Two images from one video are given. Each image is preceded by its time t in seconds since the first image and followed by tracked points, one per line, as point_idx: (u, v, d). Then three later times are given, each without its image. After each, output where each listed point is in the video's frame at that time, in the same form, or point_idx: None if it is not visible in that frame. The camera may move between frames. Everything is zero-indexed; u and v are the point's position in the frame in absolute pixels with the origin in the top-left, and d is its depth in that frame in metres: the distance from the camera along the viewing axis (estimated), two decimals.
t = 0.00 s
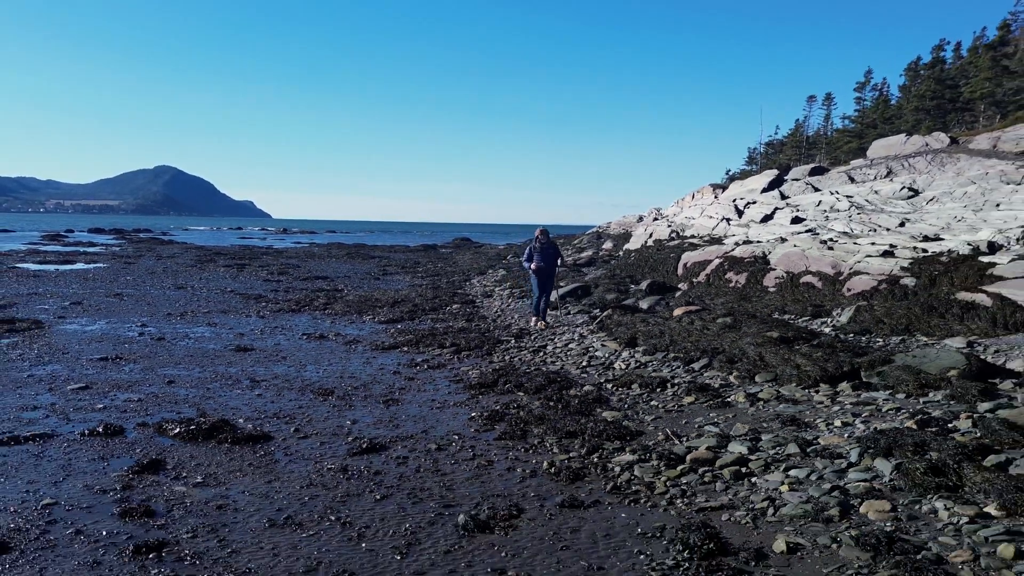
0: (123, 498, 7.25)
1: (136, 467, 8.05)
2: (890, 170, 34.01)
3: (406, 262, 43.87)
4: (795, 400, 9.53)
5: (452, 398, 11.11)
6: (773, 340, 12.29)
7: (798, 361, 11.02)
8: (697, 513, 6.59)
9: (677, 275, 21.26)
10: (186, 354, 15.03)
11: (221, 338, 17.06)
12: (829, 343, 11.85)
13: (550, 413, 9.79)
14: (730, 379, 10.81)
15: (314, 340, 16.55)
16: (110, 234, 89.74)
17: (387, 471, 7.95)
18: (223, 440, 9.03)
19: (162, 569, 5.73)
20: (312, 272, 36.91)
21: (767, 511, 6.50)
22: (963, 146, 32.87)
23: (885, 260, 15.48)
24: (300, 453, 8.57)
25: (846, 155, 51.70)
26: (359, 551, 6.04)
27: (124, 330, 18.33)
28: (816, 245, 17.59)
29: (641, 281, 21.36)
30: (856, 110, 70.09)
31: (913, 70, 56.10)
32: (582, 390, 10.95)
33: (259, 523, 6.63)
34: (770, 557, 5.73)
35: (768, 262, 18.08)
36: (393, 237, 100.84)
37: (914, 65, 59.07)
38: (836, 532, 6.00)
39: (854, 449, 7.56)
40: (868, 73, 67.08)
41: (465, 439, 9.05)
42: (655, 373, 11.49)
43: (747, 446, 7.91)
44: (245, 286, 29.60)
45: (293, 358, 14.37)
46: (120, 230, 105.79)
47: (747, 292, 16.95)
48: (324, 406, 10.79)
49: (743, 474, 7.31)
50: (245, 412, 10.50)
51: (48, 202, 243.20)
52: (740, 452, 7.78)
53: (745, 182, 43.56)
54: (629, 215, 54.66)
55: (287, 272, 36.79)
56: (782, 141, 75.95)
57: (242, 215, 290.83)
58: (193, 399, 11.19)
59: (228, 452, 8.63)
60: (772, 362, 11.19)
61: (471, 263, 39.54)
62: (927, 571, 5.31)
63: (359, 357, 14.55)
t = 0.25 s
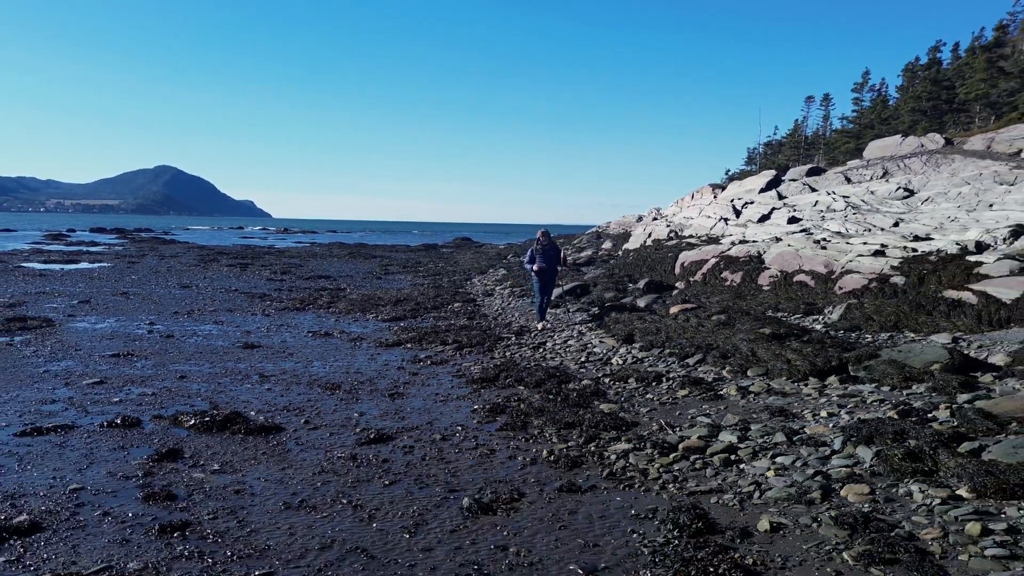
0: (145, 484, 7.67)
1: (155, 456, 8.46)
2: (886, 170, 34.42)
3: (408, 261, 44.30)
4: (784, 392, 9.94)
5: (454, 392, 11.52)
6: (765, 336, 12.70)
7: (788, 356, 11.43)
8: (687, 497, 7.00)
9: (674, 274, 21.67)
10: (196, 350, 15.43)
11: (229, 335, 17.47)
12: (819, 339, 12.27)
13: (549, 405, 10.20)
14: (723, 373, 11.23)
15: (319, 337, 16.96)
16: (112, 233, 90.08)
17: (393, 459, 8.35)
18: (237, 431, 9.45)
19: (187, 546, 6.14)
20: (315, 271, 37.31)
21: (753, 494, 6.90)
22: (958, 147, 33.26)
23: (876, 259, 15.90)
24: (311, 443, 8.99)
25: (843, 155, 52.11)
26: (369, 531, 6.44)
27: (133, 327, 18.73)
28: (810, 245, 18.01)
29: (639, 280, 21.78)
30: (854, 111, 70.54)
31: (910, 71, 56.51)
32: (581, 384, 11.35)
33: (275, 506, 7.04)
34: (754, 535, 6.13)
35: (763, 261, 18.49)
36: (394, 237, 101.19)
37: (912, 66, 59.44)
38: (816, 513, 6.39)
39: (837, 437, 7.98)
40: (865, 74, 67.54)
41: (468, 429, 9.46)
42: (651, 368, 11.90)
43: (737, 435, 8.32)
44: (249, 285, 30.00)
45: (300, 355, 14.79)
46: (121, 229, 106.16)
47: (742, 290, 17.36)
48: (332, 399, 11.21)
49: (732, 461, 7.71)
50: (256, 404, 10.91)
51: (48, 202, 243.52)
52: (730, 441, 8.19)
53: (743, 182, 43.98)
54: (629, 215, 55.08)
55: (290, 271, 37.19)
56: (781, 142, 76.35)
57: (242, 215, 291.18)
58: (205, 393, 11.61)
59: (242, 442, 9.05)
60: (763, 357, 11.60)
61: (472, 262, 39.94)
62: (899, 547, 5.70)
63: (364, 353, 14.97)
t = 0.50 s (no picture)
0: (168, 468, 8.12)
1: (176, 443, 8.91)
2: (881, 170, 34.88)
3: (409, 260, 44.78)
4: (773, 384, 10.40)
5: (458, 386, 11.98)
6: (757, 332, 13.16)
7: (779, 350, 11.89)
8: (678, 479, 7.44)
9: (672, 272, 22.13)
10: (206, 346, 15.89)
11: (237, 332, 17.93)
12: (809, 335, 12.72)
13: (549, 397, 10.66)
14: (716, 367, 11.68)
15: (325, 334, 17.42)
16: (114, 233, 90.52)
17: (401, 446, 8.81)
18: (251, 421, 9.90)
19: (212, 523, 6.60)
20: (318, 270, 37.79)
21: (740, 477, 7.36)
22: (953, 148, 33.69)
23: (867, 258, 16.35)
24: (323, 432, 9.46)
25: (841, 155, 52.51)
26: (381, 509, 6.90)
27: (143, 325, 19.19)
28: (803, 244, 18.46)
29: (637, 279, 22.24)
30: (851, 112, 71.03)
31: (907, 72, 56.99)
32: (579, 378, 11.81)
33: (291, 488, 7.49)
34: (740, 512, 6.57)
35: (757, 260, 18.95)
36: (395, 237, 101.69)
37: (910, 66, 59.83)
38: (798, 493, 6.85)
39: (821, 425, 8.44)
40: (863, 75, 68.05)
41: (472, 420, 9.92)
42: (646, 362, 12.37)
43: (727, 424, 8.78)
44: (254, 284, 30.45)
45: (307, 350, 15.25)
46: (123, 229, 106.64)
47: (737, 288, 17.82)
48: (340, 392, 11.67)
49: (721, 447, 8.17)
50: (268, 397, 11.37)
51: (49, 203, 243.98)
52: (720, 429, 8.65)
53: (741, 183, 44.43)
54: (628, 215, 55.54)
55: (293, 270, 37.65)
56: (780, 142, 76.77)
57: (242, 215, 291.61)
58: (218, 386, 12.07)
59: (257, 431, 9.51)
60: (755, 351, 12.06)
61: (473, 262, 40.40)
62: (873, 521, 6.15)
63: (370, 349, 15.43)
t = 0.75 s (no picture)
0: (186, 456, 8.51)
1: (192, 433, 9.30)
2: (877, 171, 35.28)
3: (411, 260, 45.19)
4: (765, 378, 10.80)
5: (461, 380, 12.38)
6: (751, 328, 13.56)
7: (771, 345, 12.29)
8: (671, 466, 7.84)
9: (670, 271, 22.53)
10: (214, 343, 16.29)
11: (244, 329, 18.33)
12: (801, 331, 13.12)
13: (548, 391, 11.06)
14: (710, 362, 12.08)
15: (330, 331, 17.82)
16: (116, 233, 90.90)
17: (408, 436, 9.22)
18: (263, 413, 10.30)
19: (231, 504, 6.99)
20: (320, 270, 38.20)
21: (729, 463, 7.76)
22: (948, 149, 34.10)
23: (859, 256, 16.75)
24: (332, 423, 9.85)
25: (839, 156, 52.89)
26: (390, 493, 7.30)
27: (151, 322, 19.58)
28: (798, 244, 18.86)
29: (635, 277, 22.63)
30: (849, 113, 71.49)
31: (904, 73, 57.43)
32: (578, 372, 12.21)
33: (304, 474, 7.88)
34: (728, 496, 6.97)
35: (753, 259, 19.35)
36: (396, 237, 102.08)
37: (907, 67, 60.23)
38: (783, 478, 7.25)
39: (808, 416, 8.84)
40: (861, 76, 68.51)
41: (475, 412, 10.32)
42: (643, 357, 12.77)
43: (718, 415, 9.18)
44: (258, 283, 30.86)
45: (313, 347, 15.64)
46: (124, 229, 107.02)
47: (733, 287, 18.22)
48: (347, 386, 12.07)
49: (713, 436, 8.57)
50: (277, 391, 11.77)
51: (50, 203, 244.34)
52: (712, 419, 9.05)
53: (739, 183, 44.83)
54: (627, 215, 55.95)
55: (296, 270, 38.04)
56: (779, 142, 77.15)
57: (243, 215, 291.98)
58: (229, 381, 12.46)
59: (269, 422, 9.90)
60: (748, 347, 12.46)
61: (474, 261, 40.78)
62: (852, 503, 6.56)
63: (374, 346, 15.83)
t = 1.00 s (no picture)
0: (204, 444, 8.96)
1: (208, 423, 9.76)
2: (873, 172, 35.75)
3: (412, 260, 45.62)
4: (755, 371, 11.28)
5: (464, 374, 12.84)
6: (744, 324, 14.03)
7: (763, 340, 12.76)
8: (664, 452, 8.30)
9: (667, 270, 23.01)
10: (224, 340, 16.74)
11: (251, 326, 18.78)
12: (791, 327, 13.60)
13: (548, 384, 11.53)
14: (704, 356, 12.55)
15: (336, 328, 18.28)
16: (118, 233, 91.29)
17: (414, 425, 9.68)
18: (275, 404, 10.77)
19: (252, 486, 7.44)
20: (323, 269, 38.64)
21: (719, 449, 8.22)
22: (943, 150, 34.55)
23: (850, 255, 17.23)
24: (341, 414, 10.31)
25: (836, 156, 53.31)
26: (400, 477, 7.76)
27: (161, 320, 20.04)
28: (791, 243, 19.35)
29: (633, 276, 23.11)
30: (847, 113, 71.98)
31: (901, 75, 57.93)
32: (576, 367, 12.68)
33: (318, 460, 8.34)
34: (717, 478, 7.44)
35: (748, 258, 19.83)
36: (396, 237, 102.51)
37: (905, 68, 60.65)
38: (769, 462, 7.71)
39: (794, 405, 9.31)
40: (858, 78, 69.05)
41: (477, 403, 10.79)
42: (639, 352, 13.24)
43: (709, 405, 9.64)
44: (262, 282, 31.29)
45: (320, 343, 16.11)
46: (126, 229, 107.37)
47: (728, 285, 18.70)
48: (354, 380, 12.53)
49: (704, 424, 9.03)
50: (287, 384, 12.23)
51: (50, 203, 244.66)
52: (704, 409, 9.51)
53: (737, 183, 45.30)
54: (626, 215, 56.41)
55: (298, 269, 38.48)
56: (777, 142, 77.56)
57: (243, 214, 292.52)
58: (240, 375, 12.92)
59: (281, 413, 10.34)
60: (740, 341, 12.93)
61: (475, 260, 41.24)
62: (833, 484, 7.01)
63: (379, 342, 16.30)
